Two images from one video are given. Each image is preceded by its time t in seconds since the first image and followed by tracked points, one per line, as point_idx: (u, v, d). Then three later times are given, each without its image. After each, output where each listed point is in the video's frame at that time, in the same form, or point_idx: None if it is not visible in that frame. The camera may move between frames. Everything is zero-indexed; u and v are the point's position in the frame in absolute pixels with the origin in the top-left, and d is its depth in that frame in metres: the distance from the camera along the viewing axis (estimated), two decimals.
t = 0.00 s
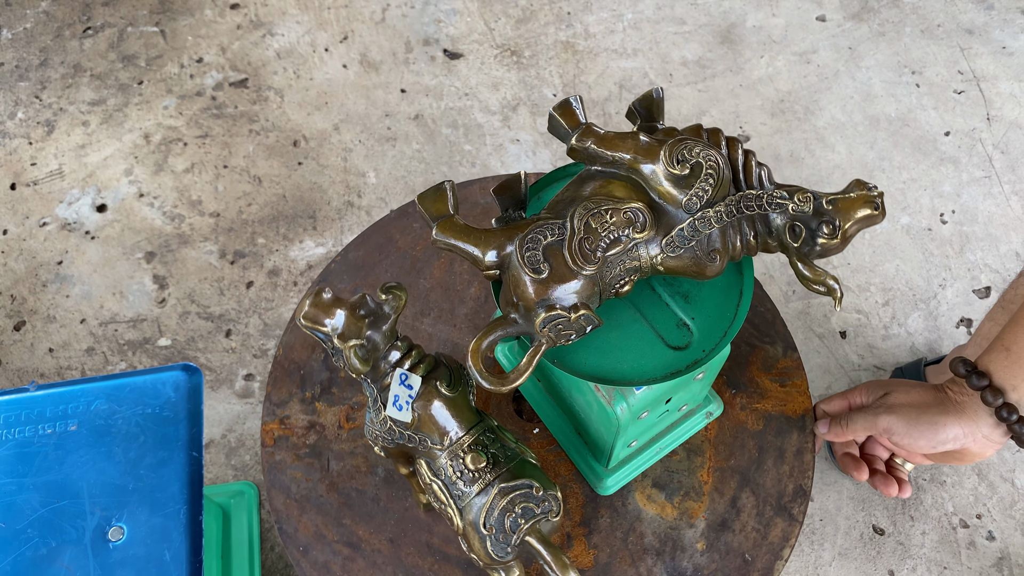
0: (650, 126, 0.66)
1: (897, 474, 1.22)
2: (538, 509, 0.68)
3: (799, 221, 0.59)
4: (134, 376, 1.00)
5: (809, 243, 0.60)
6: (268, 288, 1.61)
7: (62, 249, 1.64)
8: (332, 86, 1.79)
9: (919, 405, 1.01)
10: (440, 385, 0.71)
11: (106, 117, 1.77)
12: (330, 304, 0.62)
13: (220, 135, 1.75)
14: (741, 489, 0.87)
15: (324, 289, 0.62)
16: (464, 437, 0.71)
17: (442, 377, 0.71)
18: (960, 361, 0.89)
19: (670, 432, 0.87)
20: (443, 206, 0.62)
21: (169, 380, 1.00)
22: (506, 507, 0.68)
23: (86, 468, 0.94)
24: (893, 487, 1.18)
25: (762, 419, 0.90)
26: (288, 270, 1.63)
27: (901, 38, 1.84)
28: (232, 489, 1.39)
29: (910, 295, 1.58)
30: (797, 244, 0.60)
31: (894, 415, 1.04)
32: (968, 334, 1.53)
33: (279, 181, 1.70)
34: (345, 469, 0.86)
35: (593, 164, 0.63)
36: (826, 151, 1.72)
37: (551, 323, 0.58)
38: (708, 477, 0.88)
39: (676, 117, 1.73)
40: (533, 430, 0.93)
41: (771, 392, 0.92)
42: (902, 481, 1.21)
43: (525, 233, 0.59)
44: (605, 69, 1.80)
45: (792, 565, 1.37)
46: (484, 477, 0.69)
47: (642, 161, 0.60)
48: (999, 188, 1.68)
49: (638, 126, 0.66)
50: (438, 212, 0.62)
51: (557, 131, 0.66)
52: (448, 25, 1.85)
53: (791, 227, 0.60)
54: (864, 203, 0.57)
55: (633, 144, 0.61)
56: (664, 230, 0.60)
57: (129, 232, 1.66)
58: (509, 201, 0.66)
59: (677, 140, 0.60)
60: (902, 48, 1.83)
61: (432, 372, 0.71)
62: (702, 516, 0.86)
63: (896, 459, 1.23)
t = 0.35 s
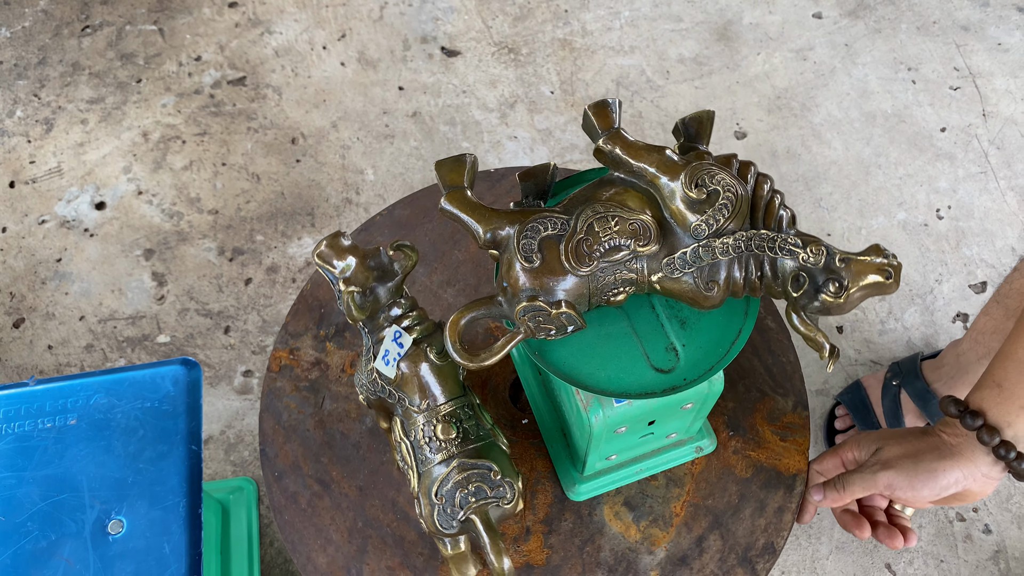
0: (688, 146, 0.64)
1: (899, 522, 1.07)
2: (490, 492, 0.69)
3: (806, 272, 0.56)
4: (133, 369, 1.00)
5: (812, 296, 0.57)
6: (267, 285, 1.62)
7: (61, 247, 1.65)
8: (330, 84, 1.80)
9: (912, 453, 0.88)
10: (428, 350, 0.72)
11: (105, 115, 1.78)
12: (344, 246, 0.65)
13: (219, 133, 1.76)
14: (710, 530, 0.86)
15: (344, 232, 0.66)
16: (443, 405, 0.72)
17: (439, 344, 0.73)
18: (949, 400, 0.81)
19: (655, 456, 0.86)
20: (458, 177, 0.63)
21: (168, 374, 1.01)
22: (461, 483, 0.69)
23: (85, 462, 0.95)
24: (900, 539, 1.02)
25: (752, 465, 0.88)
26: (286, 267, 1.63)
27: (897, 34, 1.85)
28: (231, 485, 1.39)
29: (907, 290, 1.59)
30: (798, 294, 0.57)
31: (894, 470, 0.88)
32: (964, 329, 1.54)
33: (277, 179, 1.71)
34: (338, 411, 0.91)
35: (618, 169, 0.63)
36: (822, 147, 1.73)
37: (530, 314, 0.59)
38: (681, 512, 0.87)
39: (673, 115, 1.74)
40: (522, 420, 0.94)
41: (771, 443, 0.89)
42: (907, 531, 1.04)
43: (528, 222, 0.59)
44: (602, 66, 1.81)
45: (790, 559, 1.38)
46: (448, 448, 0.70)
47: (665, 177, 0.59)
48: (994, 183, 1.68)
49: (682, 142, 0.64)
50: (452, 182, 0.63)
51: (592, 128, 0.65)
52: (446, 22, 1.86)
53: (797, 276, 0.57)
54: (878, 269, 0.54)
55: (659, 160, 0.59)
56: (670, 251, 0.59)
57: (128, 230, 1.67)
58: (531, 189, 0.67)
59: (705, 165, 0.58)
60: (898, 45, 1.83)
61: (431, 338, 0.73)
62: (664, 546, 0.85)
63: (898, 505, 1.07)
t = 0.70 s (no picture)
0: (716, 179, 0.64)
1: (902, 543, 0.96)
2: (446, 461, 0.68)
3: (798, 330, 0.56)
4: (131, 365, 1.00)
5: (794, 357, 0.56)
6: (264, 282, 1.62)
7: (58, 244, 1.64)
8: (327, 80, 1.80)
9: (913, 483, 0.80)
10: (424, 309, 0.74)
11: (102, 112, 1.77)
12: (371, 196, 0.70)
13: (216, 130, 1.75)
14: (664, 567, 0.85)
15: (379, 185, 0.71)
16: (429, 370, 0.73)
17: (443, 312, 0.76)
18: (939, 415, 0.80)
19: (631, 479, 0.86)
20: (480, 153, 0.66)
21: (166, 370, 1.00)
22: (420, 445, 0.69)
23: (83, 457, 0.94)
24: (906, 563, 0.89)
25: (727, 517, 0.87)
26: (284, 263, 1.63)
27: (894, 30, 1.85)
28: (230, 481, 1.39)
29: (905, 284, 1.59)
30: (779, 349, 0.57)
31: (896, 492, 0.80)
32: (962, 323, 1.54)
33: (275, 176, 1.71)
34: (344, 353, 0.94)
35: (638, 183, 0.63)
36: (819, 143, 1.73)
37: (511, 301, 0.60)
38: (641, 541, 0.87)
39: (670, 111, 1.74)
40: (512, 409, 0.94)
41: (751, 500, 0.87)
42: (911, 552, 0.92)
43: (533, 212, 0.61)
44: (600, 62, 1.81)
45: (789, 553, 1.38)
46: (420, 412, 0.71)
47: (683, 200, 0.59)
48: (991, 178, 1.69)
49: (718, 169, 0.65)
50: (474, 157, 0.67)
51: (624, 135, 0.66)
52: (443, 19, 1.86)
53: (787, 332, 0.57)
54: (870, 346, 0.53)
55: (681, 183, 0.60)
56: (667, 275, 0.60)
57: (125, 227, 1.66)
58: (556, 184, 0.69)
59: (724, 198, 0.58)
60: (895, 41, 1.84)
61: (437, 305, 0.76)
62: (613, 569, 0.86)
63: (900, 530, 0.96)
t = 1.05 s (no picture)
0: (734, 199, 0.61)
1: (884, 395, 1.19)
2: (407, 417, 0.71)
3: (763, 372, 0.55)
4: (127, 354, 0.99)
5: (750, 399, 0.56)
6: (261, 273, 1.62)
7: (54, 236, 1.64)
8: (323, 72, 1.79)
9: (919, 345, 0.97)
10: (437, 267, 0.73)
11: (98, 105, 1.77)
12: (409, 141, 0.72)
13: (212, 122, 1.75)
14: None
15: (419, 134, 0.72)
16: (422, 324, 0.74)
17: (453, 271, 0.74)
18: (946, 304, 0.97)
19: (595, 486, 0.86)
20: (503, 122, 0.66)
21: (162, 358, 1.00)
22: (389, 393, 0.72)
23: (80, 446, 0.94)
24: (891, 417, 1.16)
25: (681, 551, 0.85)
26: (281, 255, 1.63)
27: (890, 21, 1.85)
28: (227, 472, 1.39)
29: (901, 274, 1.59)
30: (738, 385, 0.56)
31: (890, 363, 1.05)
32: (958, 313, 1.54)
33: (271, 168, 1.70)
34: (362, 293, 0.97)
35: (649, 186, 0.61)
36: (816, 134, 1.73)
37: (491, 272, 0.61)
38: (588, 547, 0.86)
39: (667, 103, 1.75)
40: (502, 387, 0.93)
41: (711, 541, 0.86)
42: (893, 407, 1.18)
43: (534, 191, 0.61)
44: (596, 54, 1.81)
45: (786, 542, 1.38)
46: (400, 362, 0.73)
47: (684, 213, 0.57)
48: (987, 169, 1.69)
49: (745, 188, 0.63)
50: (497, 125, 0.66)
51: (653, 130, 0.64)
52: (439, 11, 1.86)
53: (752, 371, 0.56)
54: (826, 408, 0.53)
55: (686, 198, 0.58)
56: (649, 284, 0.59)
57: (121, 219, 1.66)
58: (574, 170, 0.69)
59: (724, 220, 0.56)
60: (891, 32, 1.84)
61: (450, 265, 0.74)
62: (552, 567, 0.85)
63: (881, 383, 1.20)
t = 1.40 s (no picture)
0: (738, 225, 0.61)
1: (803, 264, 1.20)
2: (389, 353, 0.75)
3: (712, 390, 0.56)
4: (131, 333, 0.99)
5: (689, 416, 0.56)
6: (261, 260, 1.62)
7: (55, 224, 1.64)
8: (323, 61, 1.80)
9: (836, 202, 0.99)
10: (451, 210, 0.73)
11: (98, 93, 1.77)
12: (460, 96, 0.75)
13: (212, 111, 1.76)
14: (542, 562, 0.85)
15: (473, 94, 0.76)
16: (425, 268, 0.77)
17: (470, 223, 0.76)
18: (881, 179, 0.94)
19: (558, 472, 0.86)
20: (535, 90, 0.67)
21: (166, 337, 1.00)
22: (378, 327, 0.75)
23: (85, 424, 0.94)
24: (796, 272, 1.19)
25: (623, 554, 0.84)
26: (281, 242, 1.64)
27: (887, 11, 1.86)
28: (228, 457, 1.40)
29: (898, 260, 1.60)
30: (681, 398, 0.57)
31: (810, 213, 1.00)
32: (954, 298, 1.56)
33: (270, 155, 1.71)
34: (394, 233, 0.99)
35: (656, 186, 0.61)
36: (813, 122, 1.74)
37: (481, 228, 0.63)
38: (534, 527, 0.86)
39: (665, 91, 1.75)
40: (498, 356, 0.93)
41: (657, 555, 0.84)
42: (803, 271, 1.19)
43: (546, 162, 0.62)
44: (594, 43, 1.82)
45: (784, 524, 1.39)
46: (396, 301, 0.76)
47: (681, 218, 0.57)
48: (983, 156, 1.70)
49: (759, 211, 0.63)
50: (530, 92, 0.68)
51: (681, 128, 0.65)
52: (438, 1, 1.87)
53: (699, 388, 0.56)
54: (759, 441, 0.53)
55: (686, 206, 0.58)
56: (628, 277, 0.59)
57: (122, 207, 1.67)
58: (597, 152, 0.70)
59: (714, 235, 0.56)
60: (888, 21, 1.85)
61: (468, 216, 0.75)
62: (494, 535, 0.86)
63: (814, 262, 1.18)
